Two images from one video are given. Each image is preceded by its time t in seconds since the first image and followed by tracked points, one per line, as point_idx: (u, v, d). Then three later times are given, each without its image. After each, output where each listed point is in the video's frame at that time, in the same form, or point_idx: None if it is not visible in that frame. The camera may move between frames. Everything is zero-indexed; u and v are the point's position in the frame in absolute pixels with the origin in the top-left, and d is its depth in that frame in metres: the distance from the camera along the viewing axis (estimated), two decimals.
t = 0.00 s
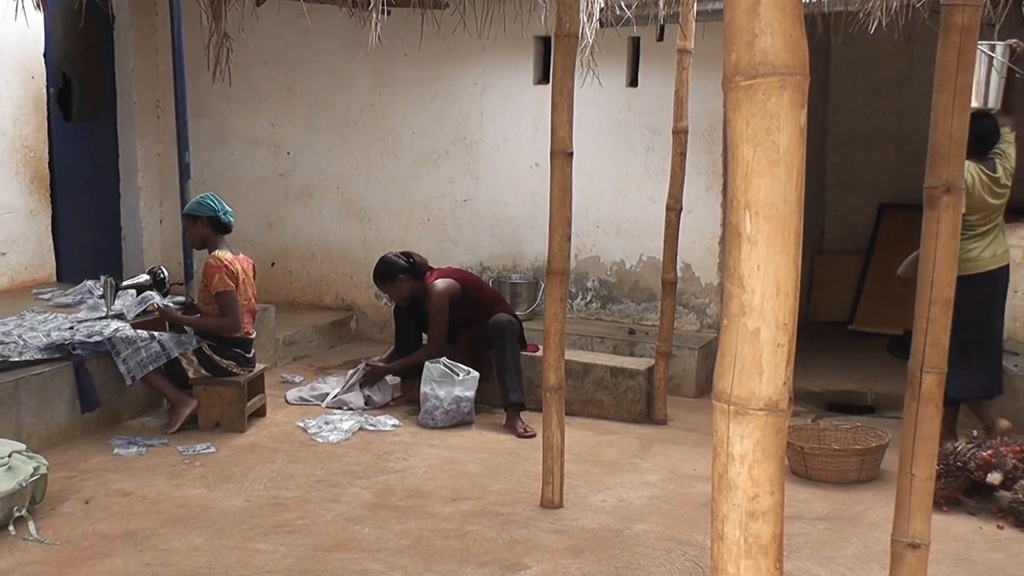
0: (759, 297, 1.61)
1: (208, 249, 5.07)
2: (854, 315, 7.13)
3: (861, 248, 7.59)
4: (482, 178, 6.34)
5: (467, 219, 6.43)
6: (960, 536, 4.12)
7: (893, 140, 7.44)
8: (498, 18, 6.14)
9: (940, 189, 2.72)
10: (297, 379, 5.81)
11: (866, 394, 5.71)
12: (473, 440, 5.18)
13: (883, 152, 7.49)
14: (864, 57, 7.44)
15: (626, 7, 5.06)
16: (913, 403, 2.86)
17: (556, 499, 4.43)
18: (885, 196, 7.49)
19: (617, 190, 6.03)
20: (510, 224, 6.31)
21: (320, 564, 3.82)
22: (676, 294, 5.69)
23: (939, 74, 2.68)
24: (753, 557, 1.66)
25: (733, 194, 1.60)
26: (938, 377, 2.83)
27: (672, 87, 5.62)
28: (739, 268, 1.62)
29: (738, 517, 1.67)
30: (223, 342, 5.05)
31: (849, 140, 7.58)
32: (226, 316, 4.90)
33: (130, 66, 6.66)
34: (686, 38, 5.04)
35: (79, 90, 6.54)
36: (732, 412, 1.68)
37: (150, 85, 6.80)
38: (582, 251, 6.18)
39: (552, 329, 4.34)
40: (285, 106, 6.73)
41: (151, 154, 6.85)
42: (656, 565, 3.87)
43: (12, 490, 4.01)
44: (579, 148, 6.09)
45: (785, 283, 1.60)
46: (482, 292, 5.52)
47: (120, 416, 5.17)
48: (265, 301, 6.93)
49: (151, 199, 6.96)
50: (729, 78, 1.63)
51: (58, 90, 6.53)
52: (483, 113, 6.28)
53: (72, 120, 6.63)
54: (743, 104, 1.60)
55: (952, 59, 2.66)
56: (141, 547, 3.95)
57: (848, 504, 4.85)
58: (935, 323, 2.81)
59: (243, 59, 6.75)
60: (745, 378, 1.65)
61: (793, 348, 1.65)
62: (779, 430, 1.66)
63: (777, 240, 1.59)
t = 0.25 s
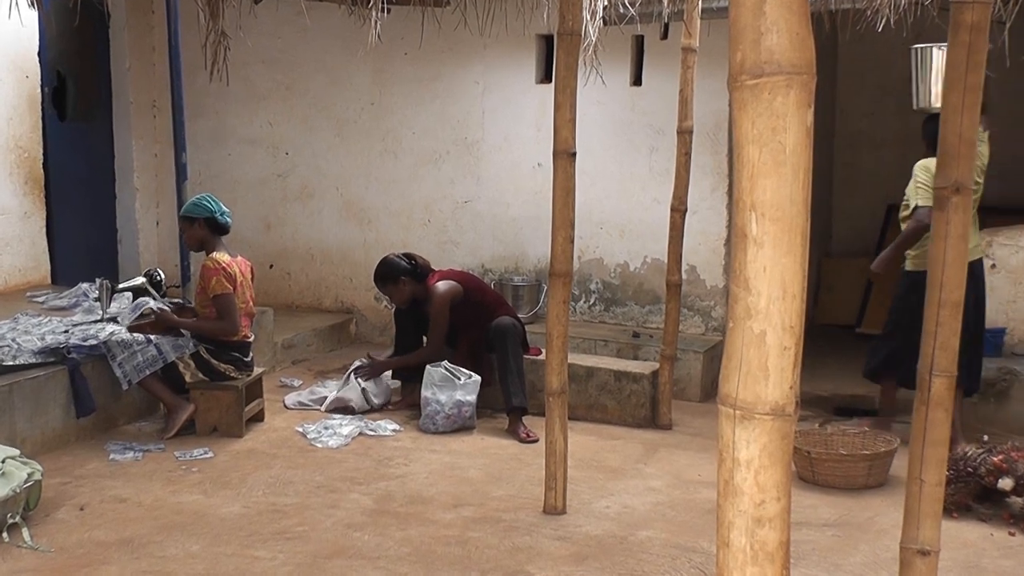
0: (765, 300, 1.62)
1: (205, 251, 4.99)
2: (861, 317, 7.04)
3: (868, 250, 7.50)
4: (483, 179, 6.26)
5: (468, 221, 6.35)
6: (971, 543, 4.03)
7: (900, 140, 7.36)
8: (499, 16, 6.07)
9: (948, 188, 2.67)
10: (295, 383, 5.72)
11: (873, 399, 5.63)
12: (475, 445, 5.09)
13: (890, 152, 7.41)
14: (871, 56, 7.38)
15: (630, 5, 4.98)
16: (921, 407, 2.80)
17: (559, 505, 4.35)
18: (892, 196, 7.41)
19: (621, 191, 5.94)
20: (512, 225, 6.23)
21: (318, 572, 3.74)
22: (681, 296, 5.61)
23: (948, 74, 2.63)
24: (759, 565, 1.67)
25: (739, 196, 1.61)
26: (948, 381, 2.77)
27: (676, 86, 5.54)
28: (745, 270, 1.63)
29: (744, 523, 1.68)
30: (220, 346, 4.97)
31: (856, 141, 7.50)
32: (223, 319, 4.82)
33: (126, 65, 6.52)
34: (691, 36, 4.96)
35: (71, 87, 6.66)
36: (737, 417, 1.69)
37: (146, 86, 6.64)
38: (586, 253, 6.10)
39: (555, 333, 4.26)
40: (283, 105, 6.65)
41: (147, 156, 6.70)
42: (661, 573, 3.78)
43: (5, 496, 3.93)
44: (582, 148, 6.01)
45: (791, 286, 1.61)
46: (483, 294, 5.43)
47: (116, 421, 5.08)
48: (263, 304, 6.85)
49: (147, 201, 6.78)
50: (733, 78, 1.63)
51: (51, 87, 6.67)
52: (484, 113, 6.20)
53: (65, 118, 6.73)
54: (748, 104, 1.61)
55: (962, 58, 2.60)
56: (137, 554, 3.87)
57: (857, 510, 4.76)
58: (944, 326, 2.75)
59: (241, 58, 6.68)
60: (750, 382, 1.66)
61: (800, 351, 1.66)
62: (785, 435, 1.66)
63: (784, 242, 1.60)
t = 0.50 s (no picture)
0: (772, 303, 1.65)
1: (205, 254, 4.93)
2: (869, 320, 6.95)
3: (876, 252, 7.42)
4: (486, 180, 6.19)
5: (471, 223, 6.28)
6: (983, 550, 3.95)
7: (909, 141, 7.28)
8: (502, 15, 6.00)
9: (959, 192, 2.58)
10: (296, 389, 5.65)
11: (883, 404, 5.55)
12: (478, 451, 5.01)
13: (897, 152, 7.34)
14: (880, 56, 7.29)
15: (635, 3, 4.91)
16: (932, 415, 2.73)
17: (564, 511, 4.27)
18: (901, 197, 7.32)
19: (626, 192, 5.87)
20: (516, 227, 6.16)
21: None
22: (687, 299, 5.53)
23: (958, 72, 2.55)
24: (767, 571, 1.69)
25: (746, 197, 1.64)
26: (960, 386, 2.69)
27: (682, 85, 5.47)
28: (752, 273, 1.66)
29: (752, 528, 1.70)
30: (220, 350, 4.90)
31: (864, 141, 7.43)
32: (222, 324, 4.75)
33: (124, 66, 6.58)
34: (697, 35, 4.89)
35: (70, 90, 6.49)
36: (744, 421, 1.72)
37: (144, 87, 6.71)
38: (590, 256, 6.02)
39: (559, 337, 4.19)
40: (283, 106, 6.59)
41: (145, 157, 6.76)
42: None
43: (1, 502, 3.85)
44: (586, 149, 5.93)
45: (797, 289, 1.64)
46: (487, 298, 5.36)
47: (114, 427, 5.01)
48: (263, 308, 6.78)
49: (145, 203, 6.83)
50: (740, 80, 1.66)
51: (49, 90, 6.42)
52: (487, 114, 6.13)
53: (63, 122, 6.51)
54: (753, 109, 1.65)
55: (972, 57, 2.52)
56: (135, 562, 3.80)
57: (866, 517, 4.68)
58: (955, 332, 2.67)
59: (241, 57, 6.62)
60: (758, 387, 1.69)
61: (807, 356, 1.69)
62: (792, 440, 1.69)
63: (791, 245, 1.62)
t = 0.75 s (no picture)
0: (778, 306, 1.62)
1: (202, 256, 4.85)
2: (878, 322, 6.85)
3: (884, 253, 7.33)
4: (488, 180, 6.11)
5: (472, 223, 6.20)
6: (994, 556, 3.86)
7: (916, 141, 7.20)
8: (504, 13, 5.94)
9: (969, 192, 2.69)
10: (294, 392, 5.57)
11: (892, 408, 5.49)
12: (480, 455, 4.93)
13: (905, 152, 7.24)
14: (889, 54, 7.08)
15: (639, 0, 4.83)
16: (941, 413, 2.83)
17: (566, 517, 4.19)
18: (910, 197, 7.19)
19: (630, 192, 5.79)
20: (518, 228, 6.08)
21: None
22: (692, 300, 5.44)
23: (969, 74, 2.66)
24: None
25: (751, 198, 1.61)
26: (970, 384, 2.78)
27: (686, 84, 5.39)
28: (758, 274, 1.63)
29: (757, 536, 1.68)
30: (217, 353, 4.83)
31: (871, 142, 7.34)
32: (219, 327, 4.68)
33: (121, 64, 6.49)
34: (702, 33, 4.80)
35: (66, 88, 6.33)
36: (749, 426, 1.69)
37: (142, 86, 6.65)
38: (594, 257, 5.94)
39: (562, 339, 4.11)
40: (282, 105, 6.52)
41: (141, 157, 6.70)
42: None
43: None
44: (590, 148, 5.86)
45: (804, 291, 1.61)
46: (490, 299, 5.28)
47: (110, 431, 4.94)
48: (261, 310, 6.71)
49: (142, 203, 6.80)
50: (745, 76, 1.63)
51: (44, 89, 6.23)
52: (489, 113, 6.05)
53: (58, 121, 6.34)
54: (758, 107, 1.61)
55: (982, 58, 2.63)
56: (130, 568, 3.72)
57: (874, 523, 4.59)
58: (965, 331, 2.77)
59: (239, 56, 6.56)
60: (764, 391, 1.66)
61: (813, 359, 1.66)
62: (799, 444, 1.66)
63: (797, 246, 1.59)
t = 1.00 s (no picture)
0: (783, 305, 1.62)
1: (198, 254, 4.78)
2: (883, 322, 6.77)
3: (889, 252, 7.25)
4: (488, 177, 6.04)
5: (472, 222, 6.12)
6: (1002, 559, 3.79)
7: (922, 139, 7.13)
8: (505, 8, 5.87)
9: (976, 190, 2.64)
10: (291, 393, 5.50)
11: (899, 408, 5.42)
12: (480, 457, 4.86)
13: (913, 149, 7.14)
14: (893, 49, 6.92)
15: None
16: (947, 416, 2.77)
17: (568, 519, 4.12)
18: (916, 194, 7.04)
19: (632, 190, 5.72)
20: (518, 226, 6.00)
21: None
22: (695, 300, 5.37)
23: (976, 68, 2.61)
24: None
25: (755, 196, 1.62)
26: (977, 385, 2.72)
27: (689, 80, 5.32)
28: (763, 274, 1.64)
29: (761, 538, 1.68)
30: (213, 353, 4.75)
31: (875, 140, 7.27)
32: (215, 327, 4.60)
33: (115, 60, 6.47)
34: (705, 28, 4.73)
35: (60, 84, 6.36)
36: (752, 427, 1.69)
37: (136, 82, 6.56)
38: (595, 256, 5.87)
39: (563, 339, 4.04)
40: (279, 102, 6.45)
41: (135, 154, 6.63)
42: None
43: None
44: (592, 145, 5.78)
45: (809, 289, 1.61)
46: (490, 298, 5.22)
47: (104, 432, 4.87)
48: (258, 309, 6.63)
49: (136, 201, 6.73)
50: (749, 75, 1.64)
51: (36, 85, 6.26)
52: (489, 110, 5.98)
53: (52, 118, 6.35)
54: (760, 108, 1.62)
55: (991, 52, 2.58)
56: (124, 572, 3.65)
57: (880, 525, 4.52)
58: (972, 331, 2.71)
59: (236, 52, 6.50)
60: (768, 392, 1.66)
61: (818, 360, 1.66)
62: (804, 445, 1.66)
63: (803, 244, 1.60)
